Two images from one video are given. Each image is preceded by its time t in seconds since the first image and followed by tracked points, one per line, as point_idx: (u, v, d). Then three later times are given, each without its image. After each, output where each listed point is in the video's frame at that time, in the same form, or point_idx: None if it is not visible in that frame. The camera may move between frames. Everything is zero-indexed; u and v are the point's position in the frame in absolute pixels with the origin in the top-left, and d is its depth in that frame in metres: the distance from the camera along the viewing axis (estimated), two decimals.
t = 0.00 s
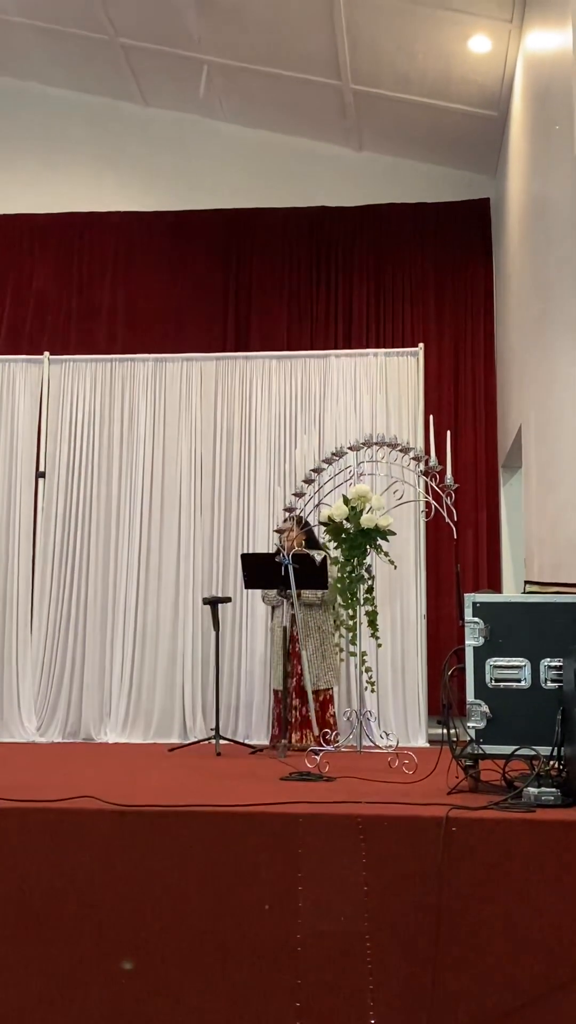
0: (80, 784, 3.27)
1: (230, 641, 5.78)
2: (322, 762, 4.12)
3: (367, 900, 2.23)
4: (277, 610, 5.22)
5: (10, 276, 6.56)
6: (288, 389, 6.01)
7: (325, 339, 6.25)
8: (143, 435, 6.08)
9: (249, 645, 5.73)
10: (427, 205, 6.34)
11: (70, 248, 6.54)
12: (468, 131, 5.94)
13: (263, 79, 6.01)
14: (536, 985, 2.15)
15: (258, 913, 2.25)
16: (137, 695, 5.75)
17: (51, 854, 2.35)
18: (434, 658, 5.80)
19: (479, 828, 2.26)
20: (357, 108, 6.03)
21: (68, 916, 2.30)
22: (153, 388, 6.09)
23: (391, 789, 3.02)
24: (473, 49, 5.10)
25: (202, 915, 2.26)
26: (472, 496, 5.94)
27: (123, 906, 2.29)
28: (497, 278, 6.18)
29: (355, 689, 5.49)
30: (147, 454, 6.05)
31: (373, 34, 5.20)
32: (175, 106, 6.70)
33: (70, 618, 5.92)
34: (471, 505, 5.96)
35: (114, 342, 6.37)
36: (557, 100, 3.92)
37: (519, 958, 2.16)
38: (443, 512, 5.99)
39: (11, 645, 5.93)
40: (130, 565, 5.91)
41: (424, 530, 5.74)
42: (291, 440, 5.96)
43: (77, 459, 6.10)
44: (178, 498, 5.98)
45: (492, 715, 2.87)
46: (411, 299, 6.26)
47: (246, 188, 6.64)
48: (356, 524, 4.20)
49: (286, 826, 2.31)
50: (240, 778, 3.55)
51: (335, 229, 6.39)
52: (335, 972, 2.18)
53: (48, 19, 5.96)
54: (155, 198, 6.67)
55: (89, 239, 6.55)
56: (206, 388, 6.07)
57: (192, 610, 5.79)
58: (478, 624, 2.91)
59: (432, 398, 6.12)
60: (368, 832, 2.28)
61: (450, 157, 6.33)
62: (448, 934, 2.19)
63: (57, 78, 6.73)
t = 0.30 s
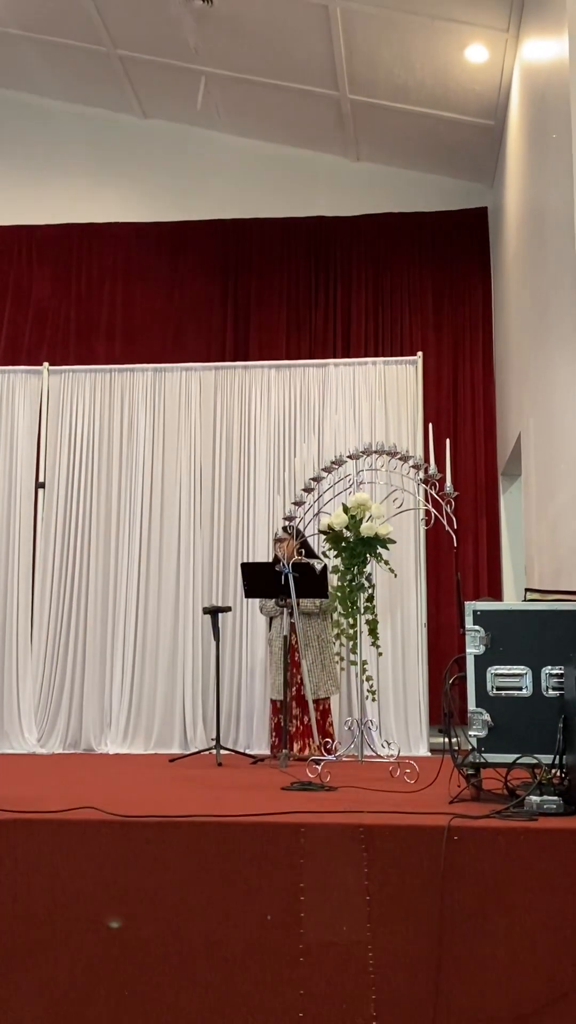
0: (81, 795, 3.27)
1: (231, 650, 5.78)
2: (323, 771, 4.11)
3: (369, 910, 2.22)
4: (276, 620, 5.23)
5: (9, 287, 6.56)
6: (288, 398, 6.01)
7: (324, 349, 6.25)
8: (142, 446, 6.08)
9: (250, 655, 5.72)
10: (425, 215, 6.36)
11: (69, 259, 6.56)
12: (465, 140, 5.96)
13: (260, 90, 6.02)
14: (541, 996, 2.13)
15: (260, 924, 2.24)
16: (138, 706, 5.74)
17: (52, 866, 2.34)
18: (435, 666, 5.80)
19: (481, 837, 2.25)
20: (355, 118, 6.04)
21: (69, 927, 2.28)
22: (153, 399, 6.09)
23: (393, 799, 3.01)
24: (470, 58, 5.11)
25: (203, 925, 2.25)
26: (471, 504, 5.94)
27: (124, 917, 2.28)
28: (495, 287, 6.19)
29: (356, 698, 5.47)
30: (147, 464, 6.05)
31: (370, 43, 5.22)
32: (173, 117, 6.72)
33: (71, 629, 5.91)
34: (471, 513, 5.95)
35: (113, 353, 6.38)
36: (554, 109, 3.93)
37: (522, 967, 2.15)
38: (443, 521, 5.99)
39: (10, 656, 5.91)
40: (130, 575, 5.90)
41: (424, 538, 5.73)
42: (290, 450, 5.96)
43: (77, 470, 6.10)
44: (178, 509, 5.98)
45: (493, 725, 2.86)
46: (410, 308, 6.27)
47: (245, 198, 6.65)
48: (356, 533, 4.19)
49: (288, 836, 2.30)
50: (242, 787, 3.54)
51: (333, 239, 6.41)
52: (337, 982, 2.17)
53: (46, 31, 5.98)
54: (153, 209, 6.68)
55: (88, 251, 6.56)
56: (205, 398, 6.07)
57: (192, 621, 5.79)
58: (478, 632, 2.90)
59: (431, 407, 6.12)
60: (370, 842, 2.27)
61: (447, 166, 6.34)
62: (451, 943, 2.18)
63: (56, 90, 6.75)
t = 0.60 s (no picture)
0: (85, 803, 3.26)
1: (233, 658, 5.77)
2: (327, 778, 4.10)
3: (374, 916, 2.21)
4: (280, 627, 5.23)
5: (10, 296, 6.58)
6: (289, 405, 6.02)
7: (325, 356, 6.26)
8: (144, 453, 6.08)
9: (253, 662, 5.72)
10: (425, 221, 6.37)
11: (70, 268, 6.57)
12: (464, 147, 5.97)
13: (260, 97, 6.04)
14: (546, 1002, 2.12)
15: (264, 930, 2.23)
16: (141, 713, 5.73)
17: (56, 874, 2.34)
18: (438, 673, 5.79)
19: (485, 842, 2.25)
20: (354, 125, 6.06)
21: (73, 935, 2.28)
22: (154, 406, 6.09)
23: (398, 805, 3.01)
24: (469, 64, 5.12)
25: (208, 932, 2.24)
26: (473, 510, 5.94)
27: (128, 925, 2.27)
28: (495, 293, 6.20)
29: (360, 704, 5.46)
30: (149, 472, 6.05)
31: (368, 50, 5.24)
32: (173, 126, 6.74)
33: (73, 637, 5.91)
34: (473, 518, 5.95)
35: (114, 362, 6.39)
36: (553, 114, 3.93)
37: (527, 972, 2.14)
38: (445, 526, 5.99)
39: (13, 665, 5.91)
40: (132, 583, 5.90)
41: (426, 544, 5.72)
42: (292, 456, 5.96)
43: (79, 478, 6.10)
44: (179, 516, 5.98)
45: (497, 730, 2.85)
46: (410, 314, 6.28)
47: (245, 206, 6.67)
48: (358, 539, 4.19)
49: (292, 843, 2.30)
50: (245, 795, 3.53)
51: (333, 246, 6.42)
52: (342, 989, 2.16)
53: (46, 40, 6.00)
54: (154, 217, 6.69)
55: (89, 260, 6.58)
56: (206, 405, 6.08)
57: (194, 629, 5.78)
58: (481, 638, 2.90)
59: (433, 413, 6.13)
60: (374, 848, 2.27)
61: (447, 172, 6.36)
62: (456, 949, 2.17)
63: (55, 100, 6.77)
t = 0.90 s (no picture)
0: (90, 810, 3.26)
1: (239, 665, 5.76)
2: (333, 785, 4.10)
3: (382, 922, 2.21)
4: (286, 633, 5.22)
5: (13, 305, 6.59)
6: (292, 411, 6.02)
7: (328, 362, 6.27)
8: (147, 460, 6.09)
9: (258, 668, 5.71)
10: (427, 226, 6.37)
11: (72, 276, 6.59)
12: (465, 151, 5.98)
13: (260, 104, 6.05)
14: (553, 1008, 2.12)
15: (272, 937, 2.23)
16: (147, 721, 5.73)
17: (62, 882, 2.34)
18: (444, 678, 5.78)
19: (492, 848, 2.24)
20: (354, 131, 6.07)
21: (81, 943, 2.28)
22: (157, 414, 6.10)
23: (405, 811, 3.00)
24: (469, 70, 5.13)
25: (215, 939, 2.24)
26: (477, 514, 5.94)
27: (136, 933, 2.27)
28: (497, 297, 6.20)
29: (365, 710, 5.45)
30: (152, 479, 6.05)
31: (368, 57, 5.25)
32: (174, 133, 6.75)
33: (78, 644, 5.91)
34: (477, 523, 5.94)
35: (117, 370, 6.39)
36: (554, 119, 3.94)
37: (536, 977, 2.14)
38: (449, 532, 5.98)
39: (18, 673, 5.91)
40: (137, 591, 5.91)
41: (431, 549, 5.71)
42: (295, 462, 5.96)
43: (83, 485, 6.11)
44: (184, 522, 5.98)
45: (503, 735, 2.85)
46: (412, 319, 6.28)
47: (246, 212, 6.67)
48: (362, 544, 4.19)
49: (298, 850, 2.29)
50: (251, 801, 3.53)
51: (335, 252, 6.42)
52: (351, 995, 2.16)
53: (46, 50, 6.01)
54: (156, 224, 6.70)
55: (91, 268, 6.59)
56: (209, 412, 6.08)
57: (199, 636, 5.78)
58: (487, 642, 2.90)
59: (436, 418, 6.13)
60: (381, 854, 2.26)
61: (448, 177, 6.36)
62: (464, 955, 2.17)
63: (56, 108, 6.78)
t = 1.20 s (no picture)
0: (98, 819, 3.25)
1: (245, 673, 5.76)
2: (341, 791, 4.09)
3: (391, 930, 2.20)
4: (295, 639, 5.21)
5: (17, 314, 6.60)
6: (296, 418, 6.02)
7: (332, 368, 6.27)
8: (152, 468, 6.09)
9: (265, 675, 5.70)
10: (429, 232, 6.38)
11: (76, 285, 6.60)
12: (466, 157, 5.98)
13: (262, 112, 6.06)
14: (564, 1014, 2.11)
15: (281, 945, 2.23)
16: (154, 728, 5.72)
17: (70, 891, 2.34)
18: (451, 683, 5.77)
19: (501, 853, 2.23)
20: (356, 137, 6.08)
21: (91, 952, 2.28)
22: (161, 422, 6.10)
23: (413, 817, 2.99)
24: (470, 75, 5.14)
25: (225, 948, 2.24)
26: (483, 519, 5.93)
27: (145, 942, 2.27)
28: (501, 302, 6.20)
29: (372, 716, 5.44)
30: (158, 487, 6.06)
31: (369, 63, 5.26)
32: (176, 141, 6.77)
33: (85, 652, 5.91)
34: (483, 528, 5.94)
35: (121, 379, 6.40)
36: (555, 123, 3.94)
37: (546, 983, 2.13)
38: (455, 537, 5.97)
39: (26, 682, 5.91)
40: (143, 599, 5.91)
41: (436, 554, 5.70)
42: (300, 469, 5.96)
43: (89, 494, 6.11)
44: (189, 530, 5.98)
45: (511, 740, 2.84)
46: (416, 325, 6.29)
47: (249, 220, 6.68)
48: (367, 550, 4.19)
49: (306, 857, 2.29)
50: (259, 809, 3.52)
51: (338, 258, 6.43)
52: (361, 1003, 2.15)
53: (48, 60, 6.03)
54: (159, 233, 6.72)
55: (95, 277, 6.60)
56: (213, 420, 6.08)
57: (205, 644, 5.78)
58: (494, 647, 2.89)
59: (440, 423, 6.13)
60: (390, 861, 2.25)
61: (450, 183, 6.37)
62: (474, 963, 2.16)
63: (58, 118, 6.81)
